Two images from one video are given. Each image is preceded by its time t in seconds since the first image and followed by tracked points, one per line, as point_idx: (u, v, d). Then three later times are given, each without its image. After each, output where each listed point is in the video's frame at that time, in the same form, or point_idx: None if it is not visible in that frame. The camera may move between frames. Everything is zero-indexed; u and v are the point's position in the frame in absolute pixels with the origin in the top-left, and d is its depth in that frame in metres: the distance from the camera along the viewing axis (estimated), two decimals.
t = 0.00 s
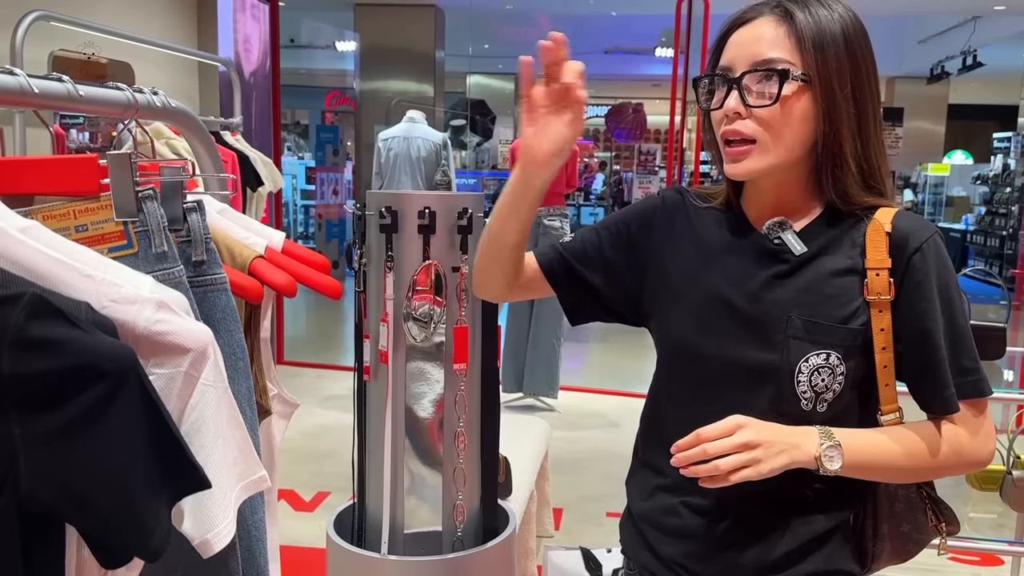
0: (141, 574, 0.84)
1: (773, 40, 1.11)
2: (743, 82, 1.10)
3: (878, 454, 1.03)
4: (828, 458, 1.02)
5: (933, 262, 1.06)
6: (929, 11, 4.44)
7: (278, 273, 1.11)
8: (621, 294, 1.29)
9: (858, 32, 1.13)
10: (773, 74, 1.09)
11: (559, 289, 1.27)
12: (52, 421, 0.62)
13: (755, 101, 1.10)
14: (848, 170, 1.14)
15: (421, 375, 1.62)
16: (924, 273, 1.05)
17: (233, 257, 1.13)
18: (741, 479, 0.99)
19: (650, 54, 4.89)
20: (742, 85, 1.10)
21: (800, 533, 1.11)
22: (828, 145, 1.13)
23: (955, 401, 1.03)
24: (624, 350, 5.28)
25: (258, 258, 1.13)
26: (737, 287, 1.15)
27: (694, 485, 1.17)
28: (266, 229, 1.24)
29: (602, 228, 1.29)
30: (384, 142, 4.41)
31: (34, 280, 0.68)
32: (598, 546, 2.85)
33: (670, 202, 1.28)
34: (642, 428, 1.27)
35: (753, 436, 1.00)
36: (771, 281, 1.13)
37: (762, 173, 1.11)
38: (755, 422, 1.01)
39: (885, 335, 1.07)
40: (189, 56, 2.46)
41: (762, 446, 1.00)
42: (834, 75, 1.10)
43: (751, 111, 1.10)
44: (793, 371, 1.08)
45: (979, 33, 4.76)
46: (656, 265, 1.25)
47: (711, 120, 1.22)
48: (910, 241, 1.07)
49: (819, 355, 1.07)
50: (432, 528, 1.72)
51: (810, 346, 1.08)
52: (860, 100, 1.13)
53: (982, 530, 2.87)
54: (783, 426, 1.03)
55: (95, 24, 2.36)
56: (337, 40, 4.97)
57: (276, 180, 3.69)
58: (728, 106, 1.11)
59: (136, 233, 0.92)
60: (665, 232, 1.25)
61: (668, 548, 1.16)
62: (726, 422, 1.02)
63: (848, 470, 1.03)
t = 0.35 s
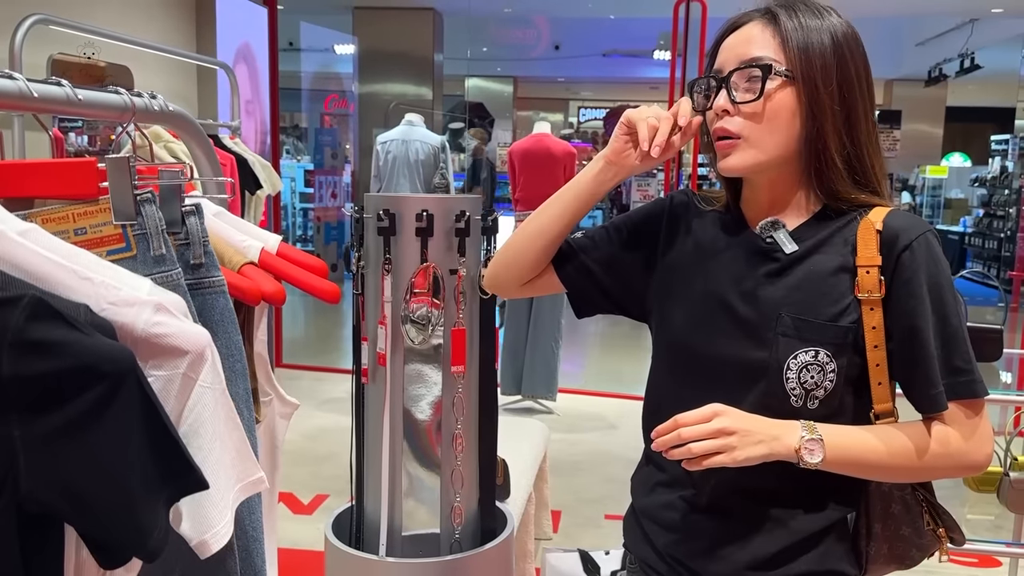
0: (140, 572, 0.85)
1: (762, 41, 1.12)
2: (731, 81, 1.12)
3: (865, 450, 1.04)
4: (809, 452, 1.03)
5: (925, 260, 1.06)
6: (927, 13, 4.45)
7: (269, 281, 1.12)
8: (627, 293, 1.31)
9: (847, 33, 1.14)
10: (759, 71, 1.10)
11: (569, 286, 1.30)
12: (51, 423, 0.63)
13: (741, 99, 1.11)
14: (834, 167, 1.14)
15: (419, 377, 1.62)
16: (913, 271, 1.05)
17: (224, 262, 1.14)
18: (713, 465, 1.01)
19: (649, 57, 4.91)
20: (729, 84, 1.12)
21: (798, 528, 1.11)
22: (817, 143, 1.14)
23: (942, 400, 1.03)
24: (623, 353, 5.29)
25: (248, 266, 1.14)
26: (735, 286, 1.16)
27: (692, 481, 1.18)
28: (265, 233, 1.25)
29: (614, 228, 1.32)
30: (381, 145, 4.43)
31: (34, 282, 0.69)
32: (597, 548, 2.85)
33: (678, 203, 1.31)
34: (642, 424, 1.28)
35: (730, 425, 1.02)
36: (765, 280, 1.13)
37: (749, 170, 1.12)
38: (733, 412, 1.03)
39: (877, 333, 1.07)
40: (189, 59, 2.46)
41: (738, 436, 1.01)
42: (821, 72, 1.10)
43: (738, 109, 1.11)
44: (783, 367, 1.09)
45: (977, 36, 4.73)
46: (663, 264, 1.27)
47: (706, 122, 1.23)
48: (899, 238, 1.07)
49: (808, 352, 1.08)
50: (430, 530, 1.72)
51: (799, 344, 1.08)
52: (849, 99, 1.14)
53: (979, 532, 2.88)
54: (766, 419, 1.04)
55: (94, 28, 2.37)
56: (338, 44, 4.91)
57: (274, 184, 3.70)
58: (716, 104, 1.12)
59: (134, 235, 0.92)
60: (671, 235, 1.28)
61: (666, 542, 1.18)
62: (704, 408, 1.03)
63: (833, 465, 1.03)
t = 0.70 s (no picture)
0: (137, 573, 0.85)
1: (757, 45, 1.13)
2: (727, 85, 1.12)
3: (863, 449, 1.04)
4: (809, 452, 1.03)
5: (922, 261, 1.06)
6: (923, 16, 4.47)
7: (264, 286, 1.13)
8: (626, 295, 1.31)
9: (842, 36, 1.14)
10: (754, 75, 1.11)
11: (567, 287, 1.30)
12: (47, 424, 0.63)
13: (736, 102, 1.12)
14: (832, 169, 1.14)
15: (417, 379, 1.62)
16: (911, 273, 1.06)
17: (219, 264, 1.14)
18: (714, 466, 1.01)
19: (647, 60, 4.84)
20: (725, 87, 1.12)
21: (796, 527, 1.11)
22: (814, 145, 1.14)
23: (940, 400, 1.03)
24: (621, 355, 5.29)
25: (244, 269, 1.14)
26: (734, 286, 1.16)
27: (690, 480, 1.18)
28: (262, 236, 1.25)
29: (612, 230, 1.32)
30: (379, 148, 4.44)
31: (29, 284, 0.69)
32: (595, 550, 2.86)
33: (677, 205, 1.31)
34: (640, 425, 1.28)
35: (732, 427, 1.02)
36: (762, 281, 1.14)
37: (745, 172, 1.13)
38: (734, 413, 1.03)
39: (875, 334, 1.07)
40: (188, 63, 2.47)
41: (740, 437, 1.01)
42: (816, 75, 1.11)
43: (734, 112, 1.12)
44: (781, 367, 1.09)
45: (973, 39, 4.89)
46: (661, 265, 1.27)
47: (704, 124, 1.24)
48: (897, 240, 1.08)
49: (806, 352, 1.08)
50: (427, 533, 1.70)
51: (797, 344, 1.09)
52: (845, 102, 1.14)
53: (977, 533, 2.88)
54: (766, 419, 1.04)
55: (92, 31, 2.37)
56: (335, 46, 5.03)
57: (272, 186, 3.69)
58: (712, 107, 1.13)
59: (130, 238, 0.93)
60: (669, 236, 1.28)
61: (663, 542, 1.18)
62: (704, 410, 1.04)
63: (832, 465, 1.04)
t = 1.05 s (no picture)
0: None
1: (751, 49, 1.13)
2: (723, 87, 1.12)
3: (856, 452, 1.04)
4: (804, 455, 1.03)
5: (914, 264, 1.07)
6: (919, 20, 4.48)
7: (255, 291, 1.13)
8: (620, 298, 1.31)
9: (833, 42, 1.15)
10: (750, 79, 1.11)
11: (562, 288, 1.30)
12: (40, 428, 0.63)
13: (734, 105, 1.12)
14: (826, 172, 1.15)
15: (413, 384, 1.62)
16: (904, 277, 1.06)
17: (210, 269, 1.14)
18: (712, 470, 1.01)
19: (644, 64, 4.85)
20: (721, 90, 1.12)
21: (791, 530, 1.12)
22: (808, 148, 1.15)
23: (932, 403, 1.04)
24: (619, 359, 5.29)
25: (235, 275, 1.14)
26: (729, 288, 1.16)
27: (685, 484, 1.18)
28: (255, 241, 1.25)
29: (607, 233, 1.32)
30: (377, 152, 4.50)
31: (21, 290, 0.70)
32: (592, 554, 2.85)
33: (670, 209, 1.31)
34: (634, 428, 1.28)
35: (729, 430, 1.02)
36: (755, 285, 1.14)
37: (743, 174, 1.13)
38: (731, 417, 1.03)
39: (868, 338, 1.08)
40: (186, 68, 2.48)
41: (737, 441, 1.02)
42: (810, 79, 1.11)
43: (731, 114, 1.12)
44: (775, 371, 1.10)
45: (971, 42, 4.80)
46: (656, 268, 1.27)
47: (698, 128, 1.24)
48: (891, 245, 1.08)
49: (801, 355, 1.09)
50: (424, 537, 1.68)
51: (792, 346, 1.09)
52: (838, 106, 1.15)
53: (973, 537, 2.88)
54: (762, 423, 1.04)
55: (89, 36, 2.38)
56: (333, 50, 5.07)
57: (269, 190, 3.68)
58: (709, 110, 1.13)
59: (122, 243, 0.93)
60: (662, 240, 1.28)
61: (658, 545, 1.18)
62: (702, 413, 1.04)
63: (825, 467, 1.04)
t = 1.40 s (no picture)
0: None
1: (747, 54, 1.14)
2: (720, 93, 1.13)
3: (853, 454, 1.04)
4: (801, 457, 1.03)
5: (911, 266, 1.07)
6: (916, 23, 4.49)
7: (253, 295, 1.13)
8: (618, 300, 1.32)
9: (827, 46, 1.15)
10: (747, 84, 1.11)
11: (561, 292, 1.30)
12: (35, 433, 0.63)
13: (731, 110, 1.12)
14: (822, 175, 1.15)
15: (410, 387, 1.62)
16: (901, 279, 1.06)
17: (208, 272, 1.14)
18: (709, 471, 1.01)
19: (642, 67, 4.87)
20: (719, 96, 1.13)
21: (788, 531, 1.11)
22: (804, 152, 1.15)
23: (928, 405, 1.04)
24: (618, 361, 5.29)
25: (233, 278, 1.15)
26: (727, 291, 1.16)
27: (683, 485, 1.18)
28: (250, 244, 1.25)
29: (604, 237, 1.32)
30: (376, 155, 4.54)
31: (18, 294, 0.70)
32: (590, 557, 2.85)
33: (667, 212, 1.31)
34: (632, 430, 1.28)
35: (725, 431, 1.02)
36: (752, 287, 1.14)
37: (741, 179, 1.13)
38: (728, 417, 1.03)
39: (865, 339, 1.08)
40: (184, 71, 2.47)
41: (732, 442, 1.02)
42: (807, 84, 1.12)
43: (729, 119, 1.12)
44: (773, 373, 1.10)
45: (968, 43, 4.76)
46: (653, 271, 1.27)
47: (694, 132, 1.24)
48: (887, 247, 1.08)
49: (799, 357, 1.09)
50: (421, 540, 1.70)
51: (790, 349, 1.09)
52: (833, 109, 1.15)
53: (971, 539, 2.88)
54: (758, 425, 1.04)
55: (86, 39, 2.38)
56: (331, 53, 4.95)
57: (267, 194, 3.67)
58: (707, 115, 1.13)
59: (118, 247, 0.92)
60: (660, 242, 1.28)
61: (655, 547, 1.18)
62: (699, 415, 1.04)
63: (822, 469, 1.04)
